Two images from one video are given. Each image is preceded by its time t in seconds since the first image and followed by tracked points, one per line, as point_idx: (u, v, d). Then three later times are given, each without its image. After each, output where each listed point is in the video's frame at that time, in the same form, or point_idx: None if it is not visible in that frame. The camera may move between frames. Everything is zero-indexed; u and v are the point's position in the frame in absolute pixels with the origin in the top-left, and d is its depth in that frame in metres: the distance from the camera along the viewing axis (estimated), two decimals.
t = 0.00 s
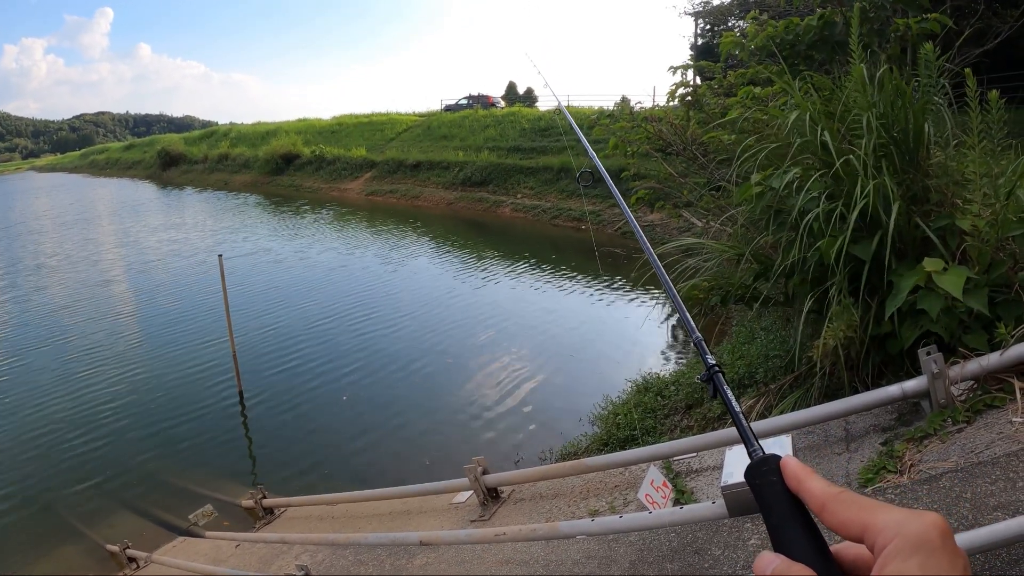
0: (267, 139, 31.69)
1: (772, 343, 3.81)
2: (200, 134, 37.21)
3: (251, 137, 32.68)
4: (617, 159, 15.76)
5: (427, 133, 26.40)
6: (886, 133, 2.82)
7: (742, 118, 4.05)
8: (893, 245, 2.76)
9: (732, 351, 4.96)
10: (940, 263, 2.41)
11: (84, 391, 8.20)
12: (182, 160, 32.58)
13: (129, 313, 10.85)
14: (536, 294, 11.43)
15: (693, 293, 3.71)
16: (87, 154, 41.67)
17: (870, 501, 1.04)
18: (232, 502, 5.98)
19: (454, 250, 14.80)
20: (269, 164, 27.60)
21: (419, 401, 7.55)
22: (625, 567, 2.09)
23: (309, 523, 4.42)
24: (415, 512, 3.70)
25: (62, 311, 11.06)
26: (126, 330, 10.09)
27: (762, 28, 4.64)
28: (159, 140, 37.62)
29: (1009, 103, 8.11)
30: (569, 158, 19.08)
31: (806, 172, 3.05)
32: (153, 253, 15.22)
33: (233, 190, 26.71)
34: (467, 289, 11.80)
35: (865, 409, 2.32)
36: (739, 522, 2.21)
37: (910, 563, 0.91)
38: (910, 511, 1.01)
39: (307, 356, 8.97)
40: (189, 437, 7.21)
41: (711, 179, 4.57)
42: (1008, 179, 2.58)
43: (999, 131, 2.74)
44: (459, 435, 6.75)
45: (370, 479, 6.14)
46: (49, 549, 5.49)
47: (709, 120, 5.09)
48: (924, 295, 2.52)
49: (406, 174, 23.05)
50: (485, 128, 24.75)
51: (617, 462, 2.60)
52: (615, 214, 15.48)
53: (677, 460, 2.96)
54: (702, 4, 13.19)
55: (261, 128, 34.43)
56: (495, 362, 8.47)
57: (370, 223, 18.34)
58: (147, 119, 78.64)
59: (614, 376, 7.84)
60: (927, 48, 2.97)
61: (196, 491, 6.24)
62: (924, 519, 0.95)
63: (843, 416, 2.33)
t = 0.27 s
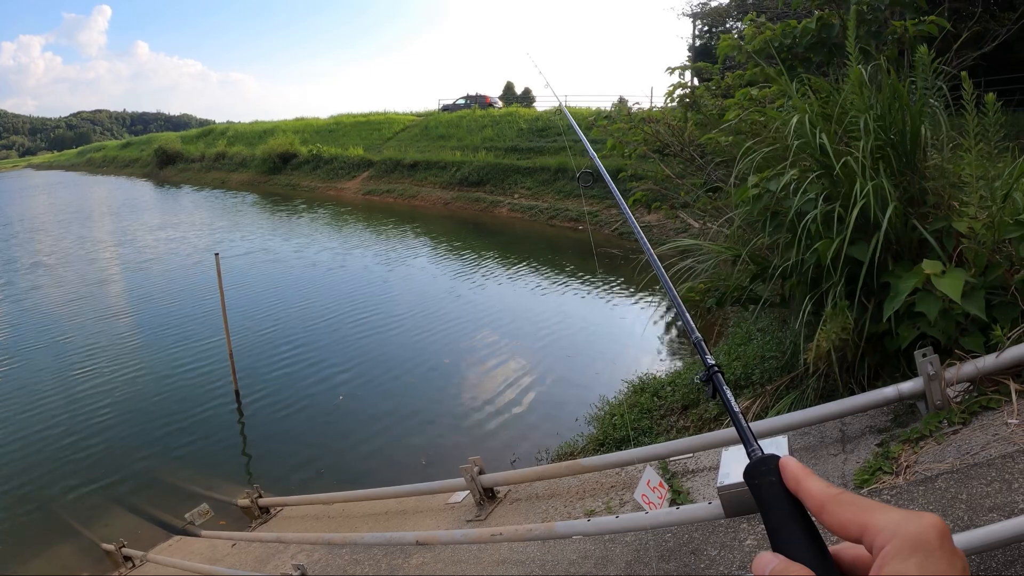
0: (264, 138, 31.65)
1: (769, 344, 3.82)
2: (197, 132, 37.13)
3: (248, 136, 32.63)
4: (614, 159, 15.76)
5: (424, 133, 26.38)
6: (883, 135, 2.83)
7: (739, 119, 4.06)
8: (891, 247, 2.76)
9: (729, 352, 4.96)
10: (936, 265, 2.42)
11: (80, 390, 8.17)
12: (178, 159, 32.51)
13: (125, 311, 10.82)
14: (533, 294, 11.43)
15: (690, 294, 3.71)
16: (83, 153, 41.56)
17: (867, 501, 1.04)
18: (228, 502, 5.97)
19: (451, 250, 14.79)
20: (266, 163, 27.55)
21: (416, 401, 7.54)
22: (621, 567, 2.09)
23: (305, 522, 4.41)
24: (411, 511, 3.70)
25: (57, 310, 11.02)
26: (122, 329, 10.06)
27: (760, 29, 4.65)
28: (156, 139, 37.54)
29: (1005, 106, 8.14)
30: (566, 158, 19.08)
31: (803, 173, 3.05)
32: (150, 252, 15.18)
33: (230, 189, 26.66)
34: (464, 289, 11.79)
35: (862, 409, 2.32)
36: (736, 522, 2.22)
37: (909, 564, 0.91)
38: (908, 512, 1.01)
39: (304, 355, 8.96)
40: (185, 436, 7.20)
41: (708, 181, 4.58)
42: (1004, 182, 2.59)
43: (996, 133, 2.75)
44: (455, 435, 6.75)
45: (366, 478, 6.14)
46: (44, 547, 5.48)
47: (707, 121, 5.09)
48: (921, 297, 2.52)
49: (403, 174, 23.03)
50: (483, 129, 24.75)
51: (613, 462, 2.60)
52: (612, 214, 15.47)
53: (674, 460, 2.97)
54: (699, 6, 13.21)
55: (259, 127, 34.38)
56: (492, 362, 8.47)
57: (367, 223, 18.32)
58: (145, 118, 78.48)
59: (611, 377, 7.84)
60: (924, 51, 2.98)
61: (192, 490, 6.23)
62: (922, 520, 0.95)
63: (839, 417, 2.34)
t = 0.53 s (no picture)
0: (263, 138, 31.63)
1: (767, 345, 3.82)
2: (196, 132, 37.11)
3: (247, 136, 32.61)
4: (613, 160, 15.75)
5: (423, 133, 26.38)
6: (881, 136, 2.84)
7: (739, 119, 4.05)
8: (888, 247, 2.77)
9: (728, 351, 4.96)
10: (935, 264, 2.42)
11: (79, 390, 8.17)
12: (177, 159, 32.48)
13: (124, 311, 10.81)
14: (532, 294, 11.43)
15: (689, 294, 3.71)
16: (82, 152, 41.49)
17: (860, 502, 1.04)
18: (227, 501, 5.97)
19: (450, 250, 14.79)
20: (265, 163, 27.53)
21: (415, 401, 7.54)
22: (620, 567, 2.09)
23: (304, 522, 4.41)
24: (410, 511, 3.70)
25: (56, 310, 11.02)
26: (121, 329, 10.06)
27: (758, 29, 4.66)
28: (155, 138, 37.52)
29: (1004, 106, 8.14)
30: (565, 158, 19.07)
31: (801, 174, 3.06)
32: (148, 251, 15.17)
33: (229, 189, 26.65)
34: (462, 289, 11.79)
35: (861, 409, 2.32)
36: (735, 523, 2.22)
37: (903, 564, 0.91)
38: (901, 512, 1.01)
39: (303, 355, 8.95)
40: (184, 436, 7.20)
41: (707, 181, 4.58)
42: (1003, 182, 2.60)
43: (993, 134, 2.75)
44: (454, 435, 6.74)
45: (364, 478, 6.13)
46: (43, 547, 5.48)
47: (706, 121, 5.09)
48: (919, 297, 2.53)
49: (402, 174, 23.03)
50: (482, 129, 24.75)
51: (612, 463, 2.61)
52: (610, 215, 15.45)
53: (672, 460, 2.97)
54: (698, 6, 13.22)
55: (258, 127, 34.36)
56: (491, 362, 8.47)
57: (366, 223, 18.32)
58: (144, 118, 78.50)
59: (609, 377, 7.85)
60: (923, 51, 2.99)
61: (191, 490, 6.23)
62: (916, 519, 0.95)
63: (837, 417, 2.34)
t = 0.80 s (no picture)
0: (261, 137, 31.59)
1: (766, 343, 3.83)
2: (194, 131, 37.06)
3: (246, 134, 32.58)
4: (612, 158, 15.75)
5: (422, 132, 26.36)
6: (880, 135, 2.84)
7: (738, 118, 4.06)
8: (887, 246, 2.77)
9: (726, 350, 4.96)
10: (933, 262, 2.42)
11: (77, 389, 8.16)
12: (175, 157, 32.45)
13: (122, 310, 10.80)
14: (530, 293, 11.43)
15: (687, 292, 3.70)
16: (80, 151, 41.42)
17: (854, 499, 1.05)
18: (225, 500, 5.97)
19: (448, 249, 14.79)
20: (263, 161, 27.50)
21: (413, 400, 7.54)
22: (618, 565, 2.09)
23: (302, 521, 4.41)
24: (409, 510, 3.70)
25: (54, 309, 11.00)
26: (119, 328, 10.05)
27: (757, 28, 4.66)
28: (153, 137, 37.47)
29: (1002, 106, 8.15)
30: (564, 157, 19.07)
31: (800, 172, 3.06)
32: (147, 250, 15.15)
33: (227, 188, 26.61)
34: (461, 288, 11.79)
35: (859, 408, 2.33)
36: (733, 521, 2.22)
37: (898, 558, 0.91)
38: (893, 507, 1.01)
39: (301, 354, 8.95)
40: (183, 434, 7.20)
41: (705, 179, 4.58)
42: (1001, 181, 2.60)
43: (992, 133, 2.75)
44: (453, 434, 6.74)
45: (363, 477, 6.13)
46: (41, 545, 5.47)
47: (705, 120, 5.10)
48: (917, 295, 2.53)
49: (401, 173, 23.02)
50: (481, 127, 24.73)
51: (610, 461, 2.61)
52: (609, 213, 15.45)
53: (670, 459, 2.97)
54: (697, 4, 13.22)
55: (256, 125, 34.32)
56: (490, 361, 8.47)
57: (364, 221, 18.30)
58: (142, 116, 78.38)
59: (608, 375, 7.86)
60: (921, 50, 2.99)
61: (190, 489, 6.22)
62: (908, 513, 0.96)
63: (835, 416, 2.35)
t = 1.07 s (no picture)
0: (259, 135, 31.55)
1: (764, 342, 3.83)
2: (192, 129, 37.00)
3: (244, 132, 32.53)
4: (610, 157, 15.75)
5: (420, 130, 26.35)
6: (878, 135, 2.84)
7: (736, 117, 4.06)
8: (885, 245, 2.77)
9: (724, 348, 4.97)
10: (932, 262, 2.42)
11: (74, 387, 8.14)
12: (173, 155, 32.40)
13: (119, 308, 10.79)
14: (528, 292, 11.44)
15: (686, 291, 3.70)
16: (77, 149, 41.34)
17: (856, 495, 1.04)
18: (223, 499, 5.97)
19: (447, 247, 14.79)
20: (261, 159, 27.47)
21: (412, 398, 7.54)
22: (616, 564, 2.10)
23: (300, 519, 4.41)
24: (406, 508, 3.70)
25: (51, 307, 10.98)
26: (117, 326, 10.03)
27: (755, 27, 4.66)
28: (151, 135, 37.41)
29: (999, 105, 8.17)
30: (562, 156, 19.06)
31: (798, 172, 3.06)
32: (144, 248, 15.13)
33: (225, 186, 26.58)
34: (459, 286, 11.78)
35: (857, 407, 2.33)
36: (731, 520, 2.22)
37: (901, 555, 0.91)
38: (897, 504, 1.01)
39: (299, 353, 8.95)
40: (180, 433, 7.19)
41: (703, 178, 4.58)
42: (999, 181, 2.60)
43: (990, 133, 2.76)
44: (451, 432, 6.74)
45: (360, 476, 6.13)
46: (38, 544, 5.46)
47: (702, 119, 5.11)
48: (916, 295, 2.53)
49: (399, 171, 23.00)
50: (479, 126, 24.71)
51: (608, 460, 2.61)
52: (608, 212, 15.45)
53: (668, 458, 2.97)
54: (695, 3, 13.22)
55: (254, 123, 34.27)
56: (488, 360, 8.47)
57: (362, 220, 18.29)
58: (140, 114, 78.27)
59: (606, 374, 7.86)
60: (920, 49, 2.99)
61: (187, 488, 6.22)
62: (913, 511, 0.95)
63: (833, 415, 2.35)
